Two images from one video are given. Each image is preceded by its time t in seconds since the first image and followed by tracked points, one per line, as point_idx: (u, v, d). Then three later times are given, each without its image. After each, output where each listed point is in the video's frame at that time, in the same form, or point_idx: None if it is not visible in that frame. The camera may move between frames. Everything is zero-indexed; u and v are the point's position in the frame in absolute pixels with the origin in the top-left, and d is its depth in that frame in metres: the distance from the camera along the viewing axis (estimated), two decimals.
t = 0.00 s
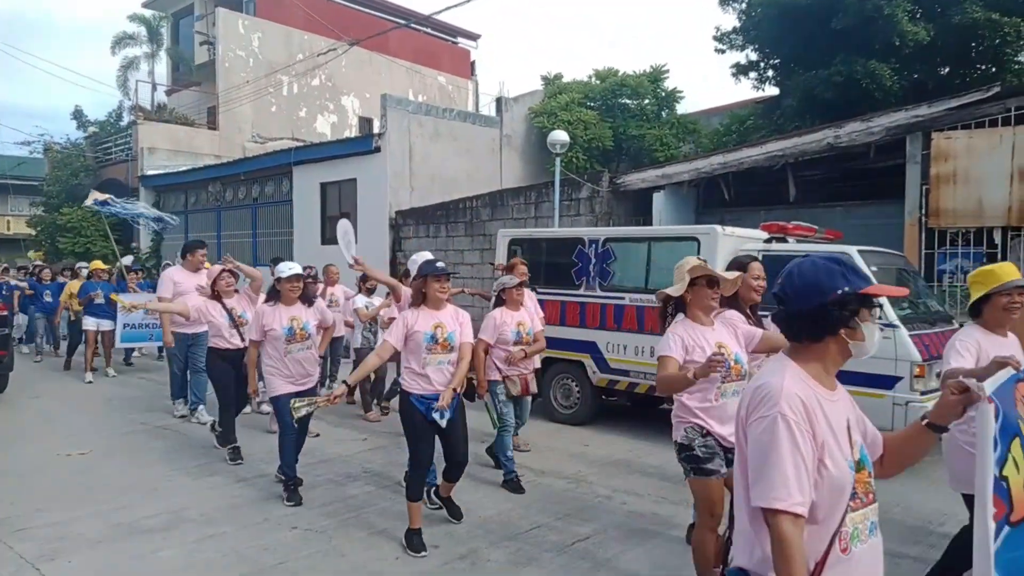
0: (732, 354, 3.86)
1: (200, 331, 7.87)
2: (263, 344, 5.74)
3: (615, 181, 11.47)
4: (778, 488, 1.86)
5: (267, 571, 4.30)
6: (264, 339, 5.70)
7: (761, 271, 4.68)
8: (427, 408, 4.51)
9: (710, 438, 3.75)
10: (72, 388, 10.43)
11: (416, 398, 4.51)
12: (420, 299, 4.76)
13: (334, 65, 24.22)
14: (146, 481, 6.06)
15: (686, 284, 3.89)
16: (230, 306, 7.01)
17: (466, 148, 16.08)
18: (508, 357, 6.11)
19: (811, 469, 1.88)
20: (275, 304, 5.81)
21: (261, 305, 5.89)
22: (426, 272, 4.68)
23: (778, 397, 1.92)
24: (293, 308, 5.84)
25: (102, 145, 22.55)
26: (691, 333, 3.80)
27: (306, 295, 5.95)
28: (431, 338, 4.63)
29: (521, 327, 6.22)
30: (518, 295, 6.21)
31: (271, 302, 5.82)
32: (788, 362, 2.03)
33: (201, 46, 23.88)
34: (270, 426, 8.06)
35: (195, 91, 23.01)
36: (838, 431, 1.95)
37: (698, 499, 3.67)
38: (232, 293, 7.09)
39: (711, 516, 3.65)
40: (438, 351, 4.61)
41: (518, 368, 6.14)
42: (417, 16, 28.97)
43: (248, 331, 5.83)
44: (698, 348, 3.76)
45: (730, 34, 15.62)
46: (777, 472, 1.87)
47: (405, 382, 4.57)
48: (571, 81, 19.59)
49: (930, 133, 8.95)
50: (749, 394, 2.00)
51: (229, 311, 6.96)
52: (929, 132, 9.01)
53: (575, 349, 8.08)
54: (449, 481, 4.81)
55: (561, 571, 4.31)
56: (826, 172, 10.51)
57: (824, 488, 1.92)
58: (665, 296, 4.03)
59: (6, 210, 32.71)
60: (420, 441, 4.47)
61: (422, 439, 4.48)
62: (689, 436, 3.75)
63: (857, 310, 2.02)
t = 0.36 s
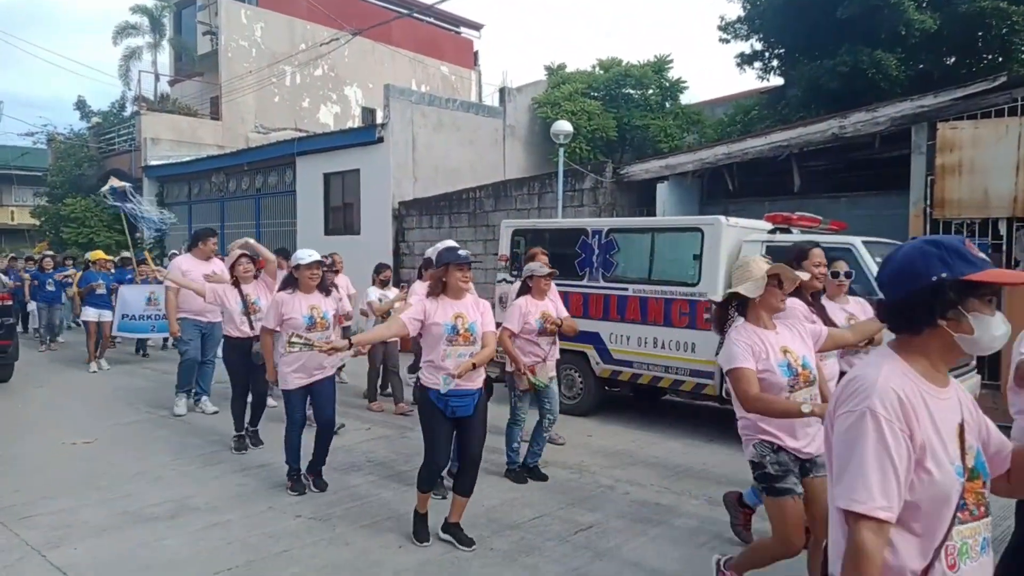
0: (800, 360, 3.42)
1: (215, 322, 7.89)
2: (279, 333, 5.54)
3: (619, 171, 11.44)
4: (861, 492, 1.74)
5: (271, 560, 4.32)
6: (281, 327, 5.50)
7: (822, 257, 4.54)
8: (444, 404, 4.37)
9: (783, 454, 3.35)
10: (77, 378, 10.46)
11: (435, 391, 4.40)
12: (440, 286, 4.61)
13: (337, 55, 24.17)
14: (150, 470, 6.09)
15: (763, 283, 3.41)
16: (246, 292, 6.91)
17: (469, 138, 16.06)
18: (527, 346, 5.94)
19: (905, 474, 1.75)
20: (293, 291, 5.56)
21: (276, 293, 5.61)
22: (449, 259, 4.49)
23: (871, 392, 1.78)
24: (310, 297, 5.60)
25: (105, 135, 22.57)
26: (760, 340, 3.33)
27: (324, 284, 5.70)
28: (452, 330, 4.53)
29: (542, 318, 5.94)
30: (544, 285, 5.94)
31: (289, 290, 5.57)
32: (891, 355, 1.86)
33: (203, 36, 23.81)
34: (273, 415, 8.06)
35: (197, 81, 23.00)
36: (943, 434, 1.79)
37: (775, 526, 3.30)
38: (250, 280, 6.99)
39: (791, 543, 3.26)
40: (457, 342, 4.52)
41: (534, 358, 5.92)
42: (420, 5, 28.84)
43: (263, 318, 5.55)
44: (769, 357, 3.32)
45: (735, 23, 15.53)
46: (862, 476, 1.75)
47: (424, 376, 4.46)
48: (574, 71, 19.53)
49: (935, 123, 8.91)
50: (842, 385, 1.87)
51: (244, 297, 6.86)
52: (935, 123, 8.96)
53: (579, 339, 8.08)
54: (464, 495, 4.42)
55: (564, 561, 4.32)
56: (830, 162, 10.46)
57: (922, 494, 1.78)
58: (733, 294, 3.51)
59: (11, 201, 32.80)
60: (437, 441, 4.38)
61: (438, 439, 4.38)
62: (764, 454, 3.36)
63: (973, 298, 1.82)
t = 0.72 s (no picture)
0: (852, 348, 3.17)
1: (213, 310, 7.70)
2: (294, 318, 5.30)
3: (619, 161, 11.40)
4: (1004, 525, 1.65)
5: (268, 547, 4.33)
6: (297, 313, 5.30)
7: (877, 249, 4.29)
8: (478, 402, 4.15)
9: (818, 445, 3.10)
10: (75, 364, 10.47)
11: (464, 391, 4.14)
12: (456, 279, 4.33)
13: (337, 41, 24.04)
14: (148, 456, 6.09)
15: (816, 263, 3.16)
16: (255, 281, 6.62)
17: (469, 126, 16.00)
18: (561, 339, 5.69)
19: None
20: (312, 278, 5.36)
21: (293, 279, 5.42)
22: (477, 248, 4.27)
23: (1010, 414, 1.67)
24: (329, 283, 5.42)
25: (104, 121, 22.49)
26: (810, 325, 3.10)
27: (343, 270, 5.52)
28: (481, 324, 4.26)
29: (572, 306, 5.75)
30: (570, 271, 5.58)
31: (308, 275, 5.36)
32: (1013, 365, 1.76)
33: (202, 21, 23.65)
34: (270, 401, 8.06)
35: (196, 66, 22.88)
36: None
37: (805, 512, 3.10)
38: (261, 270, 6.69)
39: (816, 534, 3.10)
40: (488, 338, 4.26)
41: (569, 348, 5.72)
42: None
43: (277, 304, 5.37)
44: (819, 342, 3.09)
45: (737, 12, 15.45)
46: (1003, 509, 1.65)
47: (450, 376, 4.17)
48: (576, 59, 19.43)
49: (937, 115, 8.87)
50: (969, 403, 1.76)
51: (253, 287, 6.57)
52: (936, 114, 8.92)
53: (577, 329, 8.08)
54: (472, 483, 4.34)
55: (560, 550, 4.33)
56: (831, 153, 10.42)
57: None
58: (784, 277, 3.26)
59: (9, 185, 32.71)
60: (466, 439, 4.10)
61: (467, 437, 4.11)
62: (800, 445, 3.12)
63: None
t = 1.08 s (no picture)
0: (889, 351, 3.08)
1: (215, 308, 7.69)
2: (320, 323, 5.15)
3: (621, 159, 11.40)
4: None
5: (270, 544, 4.33)
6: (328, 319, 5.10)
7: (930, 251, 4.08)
8: (513, 406, 4.16)
9: (851, 455, 3.03)
10: (78, 361, 10.48)
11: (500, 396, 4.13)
12: (496, 283, 4.14)
13: (339, 39, 24.05)
14: (151, 453, 6.10)
15: (853, 261, 3.04)
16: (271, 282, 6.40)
17: (471, 124, 15.99)
18: (598, 344, 5.61)
19: None
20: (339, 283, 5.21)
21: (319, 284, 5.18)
22: (505, 252, 4.19)
23: None
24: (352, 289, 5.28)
25: (105, 118, 22.49)
26: (848, 325, 2.99)
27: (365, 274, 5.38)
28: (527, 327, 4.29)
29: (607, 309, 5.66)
30: (600, 273, 5.42)
31: (331, 279, 5.26)
32: None
33: (204, 18, 23.63)
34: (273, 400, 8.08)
35: (198, 63, 22.84)
36: None
37: (824, 518, 3.11)
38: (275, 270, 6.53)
39: (835, 539, 3.10)
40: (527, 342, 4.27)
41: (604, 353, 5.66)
42: None
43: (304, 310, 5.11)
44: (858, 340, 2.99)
45: (739, 11, 15.45)
46: None
47: (483, 378, 4.13)
48: (578, 57, 19.42)
49: (940, 114, 8.86)
50: None
51: (270, 286, 6.34)
52: (939, 113, 8.91)
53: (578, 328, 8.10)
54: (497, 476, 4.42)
55: (561, 548, 4.33)
56: (833, 151, 10.41)
57: None
58: (818, 277, 3.15)
59: (10, 183, 32.71)
60: (491, 437, 4.12)
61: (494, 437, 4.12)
62: (831, 454, 3.06)
63: None
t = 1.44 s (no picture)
0: (976, 365, 2.91)
1: (222, 313, 7.66)
2: (363, 333, 4.90)
3: (625, 162, 11.38)
4: None
5: (277, 548, 4.33)
6: (375, 326, 4.91)
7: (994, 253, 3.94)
8: (568, 406, 4.17)
9: (948, 475, 2.88)
10: (84, 365, 10.51)
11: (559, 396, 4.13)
12: (546, 288, 4.11)
13: (343, 43, 24.13)
14: (157, 457, 6.10)
15: (922, 270, 2.93)
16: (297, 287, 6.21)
17: (475, 127, 16.00)
18: (643, 344, 5.59)
19: None
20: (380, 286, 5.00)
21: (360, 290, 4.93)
22: (552, 254, 4.16)
23: None
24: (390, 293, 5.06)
25: (111, 123, 22.58)
26: (925, 342, 2.84)
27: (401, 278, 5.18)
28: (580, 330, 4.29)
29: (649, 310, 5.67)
30: (646, 271, 5.44)
31: (371, 284, 4.98)
32: None
33: (209, 24, 23.71)
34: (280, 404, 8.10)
35: (203, 68, 22.92)
36: None
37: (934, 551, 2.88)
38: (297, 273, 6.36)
39: None
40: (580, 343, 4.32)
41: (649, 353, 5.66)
42: None
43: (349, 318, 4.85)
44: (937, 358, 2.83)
45: (743, 13, 15.45)
46: None
47: (537, 384, 4.09)
48: (582, 60, 19.42)
49: (946, 114, 8.83)
50: None
51: (297, 290, 6.16)
52: (945, 114, 8.88)
53: (584, 330, 8.10)
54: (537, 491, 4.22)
55: (568, 552, 4.31)
56: (839, 153, 10.39)
57: None
58: (889, 287, 3.02)
59: (17, 189, 32.85)
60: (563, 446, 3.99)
61: (567, 446, 3.98)
62: (932, 475, 2.89)
63: None
